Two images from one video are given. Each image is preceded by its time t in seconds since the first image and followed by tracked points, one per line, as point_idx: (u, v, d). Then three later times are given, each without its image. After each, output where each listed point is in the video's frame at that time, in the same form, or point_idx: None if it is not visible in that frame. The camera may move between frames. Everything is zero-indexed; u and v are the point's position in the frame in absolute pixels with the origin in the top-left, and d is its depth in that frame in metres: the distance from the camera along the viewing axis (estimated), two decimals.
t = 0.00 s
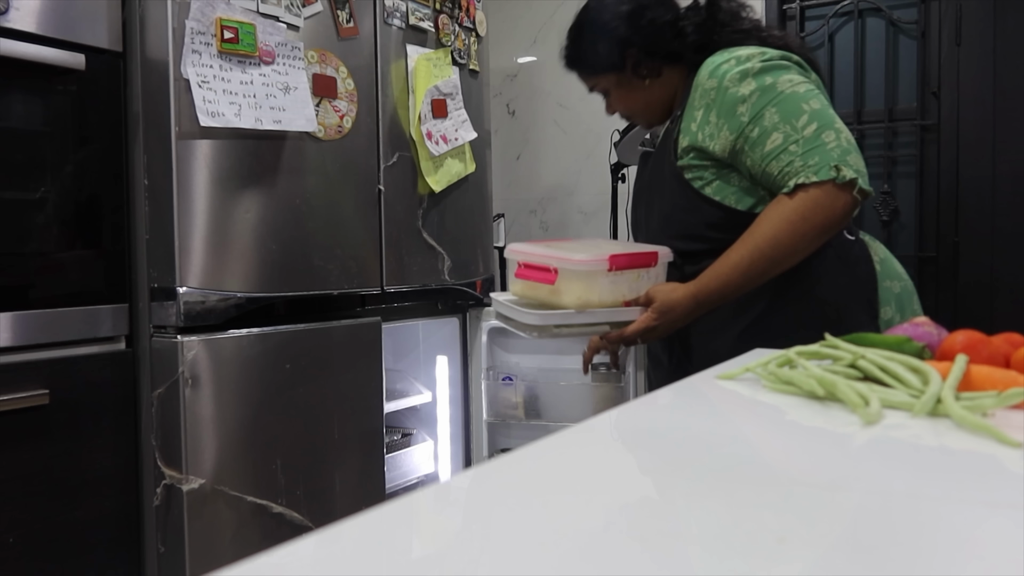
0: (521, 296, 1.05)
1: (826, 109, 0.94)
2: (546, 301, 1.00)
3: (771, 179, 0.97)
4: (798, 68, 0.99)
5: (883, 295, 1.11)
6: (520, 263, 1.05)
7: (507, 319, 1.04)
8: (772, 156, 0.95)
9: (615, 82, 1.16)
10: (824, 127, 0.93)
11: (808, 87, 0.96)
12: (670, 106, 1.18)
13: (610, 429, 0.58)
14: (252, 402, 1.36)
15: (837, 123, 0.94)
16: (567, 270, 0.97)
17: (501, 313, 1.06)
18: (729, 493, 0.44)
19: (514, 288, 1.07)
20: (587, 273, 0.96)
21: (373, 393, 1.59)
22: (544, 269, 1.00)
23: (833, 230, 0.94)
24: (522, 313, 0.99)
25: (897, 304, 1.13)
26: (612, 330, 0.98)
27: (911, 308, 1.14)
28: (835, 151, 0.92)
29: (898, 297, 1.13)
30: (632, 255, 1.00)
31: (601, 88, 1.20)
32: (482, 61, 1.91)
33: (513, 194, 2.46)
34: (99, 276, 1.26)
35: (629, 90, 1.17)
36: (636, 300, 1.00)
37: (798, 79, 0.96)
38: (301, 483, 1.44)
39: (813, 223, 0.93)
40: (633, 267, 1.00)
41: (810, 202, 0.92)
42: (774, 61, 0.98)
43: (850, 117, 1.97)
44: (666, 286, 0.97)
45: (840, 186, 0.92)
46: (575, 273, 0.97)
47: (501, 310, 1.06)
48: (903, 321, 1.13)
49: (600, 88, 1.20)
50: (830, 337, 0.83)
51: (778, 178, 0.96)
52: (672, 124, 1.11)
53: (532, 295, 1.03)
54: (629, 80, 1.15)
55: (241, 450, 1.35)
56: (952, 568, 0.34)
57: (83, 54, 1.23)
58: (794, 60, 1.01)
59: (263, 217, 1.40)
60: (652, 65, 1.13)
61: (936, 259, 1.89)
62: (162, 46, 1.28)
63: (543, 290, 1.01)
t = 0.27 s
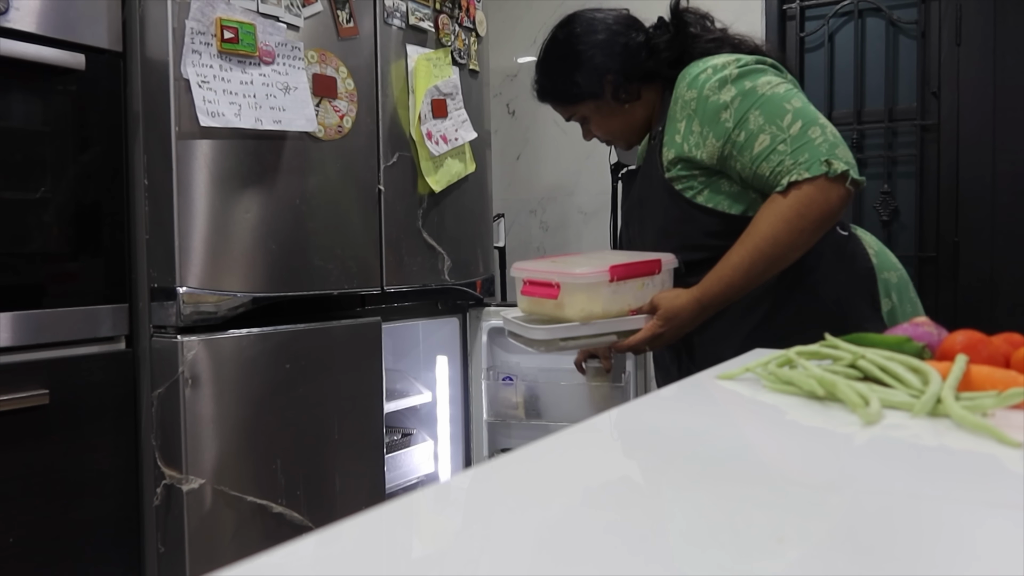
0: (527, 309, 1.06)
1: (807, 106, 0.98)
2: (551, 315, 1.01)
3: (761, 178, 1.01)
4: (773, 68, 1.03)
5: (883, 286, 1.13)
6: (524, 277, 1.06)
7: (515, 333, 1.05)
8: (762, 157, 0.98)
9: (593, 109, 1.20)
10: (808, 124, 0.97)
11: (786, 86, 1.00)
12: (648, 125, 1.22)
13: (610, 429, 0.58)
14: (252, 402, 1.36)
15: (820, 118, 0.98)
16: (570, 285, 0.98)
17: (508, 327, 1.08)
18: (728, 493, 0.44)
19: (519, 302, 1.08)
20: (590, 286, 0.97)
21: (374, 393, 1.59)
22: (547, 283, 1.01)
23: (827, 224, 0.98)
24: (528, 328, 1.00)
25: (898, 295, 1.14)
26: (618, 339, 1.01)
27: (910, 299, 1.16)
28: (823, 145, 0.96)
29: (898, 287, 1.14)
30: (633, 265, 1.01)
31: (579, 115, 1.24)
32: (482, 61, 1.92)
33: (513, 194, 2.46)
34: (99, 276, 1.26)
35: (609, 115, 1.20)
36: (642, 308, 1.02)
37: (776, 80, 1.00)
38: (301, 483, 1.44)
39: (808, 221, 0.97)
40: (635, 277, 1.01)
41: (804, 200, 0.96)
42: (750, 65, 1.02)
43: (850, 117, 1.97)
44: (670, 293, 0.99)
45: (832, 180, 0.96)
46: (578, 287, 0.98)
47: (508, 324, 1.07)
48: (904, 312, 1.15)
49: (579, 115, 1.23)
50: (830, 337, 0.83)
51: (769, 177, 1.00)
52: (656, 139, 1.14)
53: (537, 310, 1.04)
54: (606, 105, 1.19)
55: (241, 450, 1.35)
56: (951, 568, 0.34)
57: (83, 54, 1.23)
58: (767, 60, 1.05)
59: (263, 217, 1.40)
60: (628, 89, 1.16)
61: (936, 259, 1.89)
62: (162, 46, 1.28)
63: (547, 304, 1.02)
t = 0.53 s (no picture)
0: (514, 309, 1.07)
1: (790, 116, 0.97)
2: (538, 317, 1.02)
3: (744, 187, 1.00)
4: (756, 76, 1.02)
5: (864, 283, 1.13)
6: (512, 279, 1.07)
7: (502, 333, 1.06)
8: (744, 167, 0.98)
9: (576, 108, 1.21)
10: (791, 134, 0.96)
11: (770, 94, 0.99)
12: (632, 124, 1.23)
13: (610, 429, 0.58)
14: (251, 402, 1.36)
15: (803, 128, 0.97)
16: (559, 286, 0.99)
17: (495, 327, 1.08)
18: (727, 493, 0.44)
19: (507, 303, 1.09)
20: (578, 288, 0.99)
21: (374, 393, 1.59)
22: (535, 285, 1.02)
23: (811, 231, 0.98)
24: (516, 329, 1.01)
25: (879, 290, 1.14)
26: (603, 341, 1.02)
27: (892, 292, 1.16)
28: (805, 155, 0.96)
29: (879, 283, 1.15)
30: (619, 269, 1.03)
31: (564, 115, 1.25)
32: (482, 61, 1.92)
33: (513, 194, 2.46)
34: (99, 276, 1.26)
35: (591, 115, 1.22)
36: (626, 312, 1.04)
37: (759, 89, 0.99)
38: (302, 483, 1.44)
39: (792, 228, 0.97)
40: (621, 280, 1.03)
41: (787, 207, 0.96)
42: (734, 73, 1.01)
43: (850, 117, 1.97)
44: (653, 298, 1.01)
45: (814, 190, 0.96)
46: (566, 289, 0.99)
47: (496, 325, 1.08)
48: (888, 307, 1.15)
49: (563, 115, 1.25)
50: (830, 337, 0.83)
51: (752, 187, 0.99)
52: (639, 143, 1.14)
53: (525, 311, 1.05)
54: (589, 104, 1.20)
55: (241, 451, 1.35)
56: (950, 568, 0.34)
57: (83, 54, 1.23)
58: (751, 67, 1.04)
59: (263, 217, 1.40)
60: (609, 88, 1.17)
61: (936, 259, 1.89)
62: (162, 46, 1.28)
63: (535, 306, 1.03)
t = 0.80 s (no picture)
0: (501, 317, 1.07)
1: (761, 117, 0.99)
2: (524, 323, 1.02)
3: (720, 188, 1.02)
4: (728, 78, 1.03)
5: (853, 279, 1.14)
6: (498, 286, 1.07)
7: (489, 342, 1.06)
8: (718, 169, 0.99)
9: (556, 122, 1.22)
10: (762, 135, 0.98)
11: (741, 96, 1.00)
12: (614, 136, 1.23)
13: (610, 429, 0.58)
14: (251, 403, 1.36)
15: (773, 128, 0.98)
16: (543, 290, 0.99)
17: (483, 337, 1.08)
18: (728, 493, 0.44)
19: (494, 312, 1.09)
20: (562, 293, 0.99)
21: (374, 393, 1.59)
22: (520, 291, 1.02)
23: (785, 228, 0.99)
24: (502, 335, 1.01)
25: (868, 285, 1.15)
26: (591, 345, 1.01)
27: (879, 286, 1.17)
28: (776, 154, 0.97)
29: (867, 278, 1.15)
30: (603, 273, 1.03)
31: (546, 130, 1.27)
32: (482, 61, 1.92)
33: (513, 194, 2.46)
34: (99, 276, 1.26)
35: (573, 130, 1.23)
36: (612, 314, 1.03)
37: (729, 92, 1.00)
38: (302, 483, 1.44)
39: (766, 226, 0.98)
40: (605, 284, 1.03)
41: (760, 205, 0.97)
42: (705, 77, 1.02)
43: (850, 117, 1.98)
44: (636, 300, 1.00)
45: (785, 188, 0.97)
46: (550, 293, 0.99)
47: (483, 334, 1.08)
48: (876, 301, 1.16)
49: (545, 130, 1.26)
50: (830, 337, 0.83)
51: (727, 188, 1.01)
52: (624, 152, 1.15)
53: (510, 318, 1.05)
54: (569, 119, 1.22)
55: (241, 451, 1.35)
56: (952, 568, 0.34)
57: (83, 54, 1.23)
58: (723, 69, 1.05)
59: (264, 218, 1.40)
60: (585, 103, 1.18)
61: (936, 260, 1.89)
62: (162, 46, 1.28)
63: (521, 313, 1.03)
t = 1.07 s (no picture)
0: (497, 325, 1.09)
1: (725, 118, 1.00)
2: (517, 330, 1.04)
3: (694, 191, 1.04)
4: (690, 87, 1.06)
5: (844, 270, 1.14)
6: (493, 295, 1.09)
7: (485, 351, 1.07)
8: (691, 173, 1.01)
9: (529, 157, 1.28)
10: (728, 134, 0.99)
11: (703, 101, 1.02)
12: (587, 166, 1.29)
13: (609, 429, 0.58)
14: (251, 403, 1.36)
15: (739, 127, 0.99)
16: (533, 297, 1.01)
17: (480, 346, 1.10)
18: (728, 493, 0.44)
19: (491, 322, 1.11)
20: (552, 298, 1.01)
21: (375, 393, 1.59)
22: (513, 298, 1.04)
23: (764, 220, 1.00)
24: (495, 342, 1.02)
25: (860, 276, 1.15)
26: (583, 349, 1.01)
27: (870, 277, 1.18)
28: (745, 150, 0.98)
29: (857, 270, 1.16)
30: (594, 278, 1.04)
31: (521, 164, 1.32)
32: (481, 61, 1.92)
33: (512, 195, 2.46)
34: (99, 276, 1.26)
35: (546, 163, 1.29)
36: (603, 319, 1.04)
37: (691, 99, 1.02)
38: (302, 483, 1.44)
39: (746, 220, 0.98)
40: (596, 289, 1.04)
41: (737, 200, 0.98)
42: (667, 90, 1.04)
43: (850, 117, 1.98)
44: (627, 303, 1.00)
45: (760, 181, 0.98)
46: (541, 299, 1.01)
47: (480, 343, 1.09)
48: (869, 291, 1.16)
49: (520, 164, 1.32)
50: (830, 337, 0.83)
51: (702, 190, 1.02)
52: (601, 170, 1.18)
53: (506, 326, 1.06)
54: (542, 154, 1.27)
55: (241, 451, 1.35)
56: (953, 568, 0.34)
57: (83, 54, 1.23)
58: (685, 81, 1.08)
59: (263, 217, 1.40)
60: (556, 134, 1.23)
61: (936, 260, 1.89)
62: (162, 46, 1.28)
63: (514, 320, 1.04)
